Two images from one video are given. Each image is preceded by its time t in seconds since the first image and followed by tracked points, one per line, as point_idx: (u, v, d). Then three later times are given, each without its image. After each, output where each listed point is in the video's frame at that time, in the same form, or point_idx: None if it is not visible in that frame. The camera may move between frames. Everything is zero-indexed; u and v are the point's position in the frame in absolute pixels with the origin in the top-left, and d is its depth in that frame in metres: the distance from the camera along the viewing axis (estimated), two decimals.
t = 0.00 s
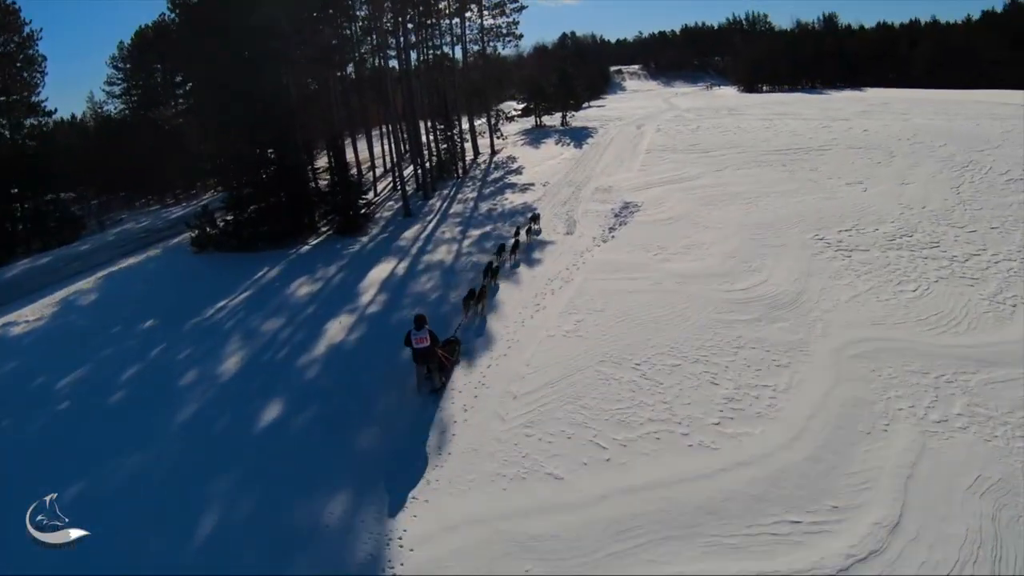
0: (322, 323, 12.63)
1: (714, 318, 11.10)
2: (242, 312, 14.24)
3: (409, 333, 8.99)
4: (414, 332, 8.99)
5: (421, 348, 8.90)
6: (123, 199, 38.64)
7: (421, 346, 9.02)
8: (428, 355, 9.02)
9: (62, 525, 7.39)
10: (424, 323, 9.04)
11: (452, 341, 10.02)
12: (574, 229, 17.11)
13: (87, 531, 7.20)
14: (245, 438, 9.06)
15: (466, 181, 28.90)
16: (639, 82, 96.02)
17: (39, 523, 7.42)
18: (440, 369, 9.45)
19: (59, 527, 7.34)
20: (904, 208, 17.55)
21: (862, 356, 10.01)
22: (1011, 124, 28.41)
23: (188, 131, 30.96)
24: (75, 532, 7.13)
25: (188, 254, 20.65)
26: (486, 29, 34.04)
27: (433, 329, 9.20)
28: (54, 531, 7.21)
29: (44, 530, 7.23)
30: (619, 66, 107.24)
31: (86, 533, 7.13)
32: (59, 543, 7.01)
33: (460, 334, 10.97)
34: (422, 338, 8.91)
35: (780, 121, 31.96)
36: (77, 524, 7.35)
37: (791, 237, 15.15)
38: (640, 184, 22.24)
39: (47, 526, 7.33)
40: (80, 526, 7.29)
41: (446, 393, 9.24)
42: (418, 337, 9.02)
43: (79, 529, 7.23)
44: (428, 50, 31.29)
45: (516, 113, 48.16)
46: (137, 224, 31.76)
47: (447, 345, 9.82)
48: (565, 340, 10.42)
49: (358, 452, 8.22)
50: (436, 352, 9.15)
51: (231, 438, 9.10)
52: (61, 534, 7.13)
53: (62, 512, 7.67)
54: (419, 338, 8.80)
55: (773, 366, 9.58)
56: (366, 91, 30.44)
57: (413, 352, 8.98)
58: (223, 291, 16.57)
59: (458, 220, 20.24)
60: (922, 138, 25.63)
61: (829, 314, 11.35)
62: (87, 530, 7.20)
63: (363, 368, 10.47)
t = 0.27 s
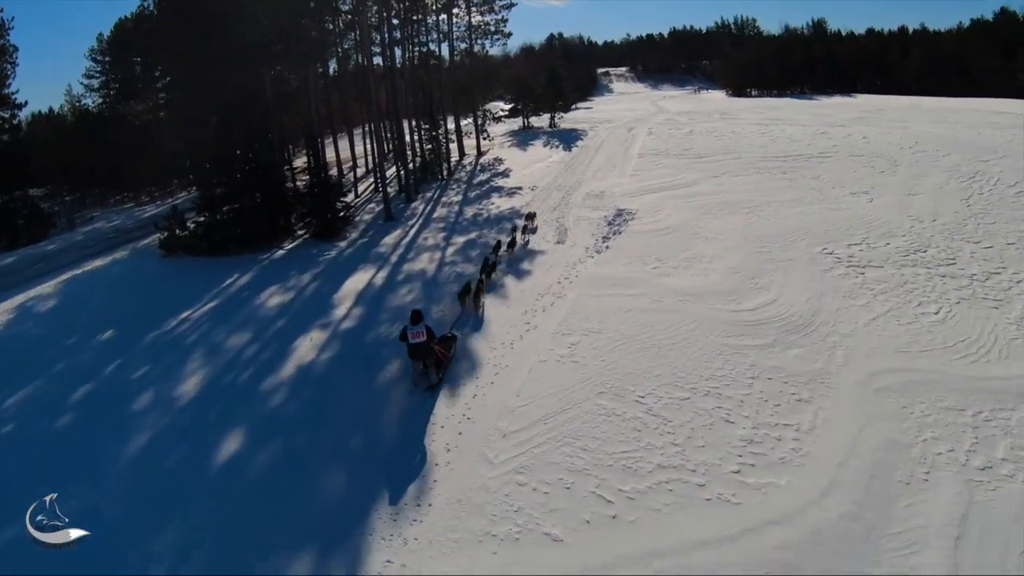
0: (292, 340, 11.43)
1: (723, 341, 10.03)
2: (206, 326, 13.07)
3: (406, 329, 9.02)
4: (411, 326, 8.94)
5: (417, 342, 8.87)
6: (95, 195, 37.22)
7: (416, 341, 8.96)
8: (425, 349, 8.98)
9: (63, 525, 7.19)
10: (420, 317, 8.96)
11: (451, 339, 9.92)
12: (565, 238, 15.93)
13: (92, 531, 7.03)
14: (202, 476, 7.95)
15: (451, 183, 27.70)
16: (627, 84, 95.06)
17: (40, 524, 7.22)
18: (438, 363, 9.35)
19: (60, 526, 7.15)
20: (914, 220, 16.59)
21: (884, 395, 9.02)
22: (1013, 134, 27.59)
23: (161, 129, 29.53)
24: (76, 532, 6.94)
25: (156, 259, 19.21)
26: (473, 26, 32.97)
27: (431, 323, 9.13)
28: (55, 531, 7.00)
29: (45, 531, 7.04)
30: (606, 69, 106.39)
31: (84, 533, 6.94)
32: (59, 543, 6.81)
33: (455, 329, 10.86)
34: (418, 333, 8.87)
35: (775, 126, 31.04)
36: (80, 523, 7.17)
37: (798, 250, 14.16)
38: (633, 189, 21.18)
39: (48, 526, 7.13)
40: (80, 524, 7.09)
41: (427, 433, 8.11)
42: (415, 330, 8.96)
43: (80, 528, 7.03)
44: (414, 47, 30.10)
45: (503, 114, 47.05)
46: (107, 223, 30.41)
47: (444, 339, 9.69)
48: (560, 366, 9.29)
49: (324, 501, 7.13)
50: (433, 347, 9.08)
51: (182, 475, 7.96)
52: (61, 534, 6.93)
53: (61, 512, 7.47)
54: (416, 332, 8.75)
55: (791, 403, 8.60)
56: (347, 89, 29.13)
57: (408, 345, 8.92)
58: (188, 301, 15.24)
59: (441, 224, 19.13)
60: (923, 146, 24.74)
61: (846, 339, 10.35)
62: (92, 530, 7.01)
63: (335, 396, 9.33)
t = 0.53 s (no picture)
0: (265, 366, 10.27)
1: (743, 367, 9.01)
2: (176, 344, 11.97)
3: (411, 323, 8.59)
4: (416, 322, 8.52)
5: (422, 339, 8.46)
6: (70, 197, 35.98)
7: (422, 337, 8.54)
8: (431, 347, 8.57)
9: (63, 524, 6.98)
10: (426, 314, 8.55)
11: (454, 336, 9.57)
12: (562, 246, 14.79)
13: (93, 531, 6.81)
14: (158, 525, 6.85)
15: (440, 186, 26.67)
16: (616, 84, 94.07)
17: (40, 523, 7.00)
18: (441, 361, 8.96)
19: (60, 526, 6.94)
20: (930, 227, 15.69)
21: (926, 437, 8.08)
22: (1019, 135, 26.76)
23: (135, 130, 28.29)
24: (77, 533, 6.73)
25: (126, 268, 17.92)
26: (462, 24, 31.93)
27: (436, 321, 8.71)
28: (55, 531, 6.79)
29: (45, 530, 6.84)
30: (594, 69, 105.57)
31: (87, 533, 6.75)
32: (58, 543, 6.62)
33: (459, 326, 10.55)
34: (424, 329, 8.46)
35: (773, 127, 30.10)
36: (81, 522, 6.96)
37: (814, 260, 13.25)
38: (631, 191, 20.23)
39: (48, 525, 6.92)
40: (82, 527, 6.86)
41: (413, 481, 7.04)
42: (422, 327, 8.55)
43: (81, 529, 6.83)
44: (401, 45, 29.05)
45: (491, 113, 45.99)
46: (81, 227, 29.22)
47: (447, 338, 9.29)
48: (563, 399, 8.23)
49: (297, 558, 6.07)
50: (437, 345, 8.68)
51: (129, 528, 6.80)
52: (63, 534, 6.74)
53: (63, 509, 7.26)
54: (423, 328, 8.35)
55: (827, 440, 7.79)
56: (331, 89, 27.99)
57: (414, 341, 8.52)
58: (155, 315, 13.99)
59: (430, 229, 18.15)
60: (929, 149, 23.85)
61: (877, 367, 9.39)
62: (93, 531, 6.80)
63: (311, 436, 8.20)
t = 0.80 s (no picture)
0: (238, 401, 9.19)
1: (772, 395, 8.20)
2: (142, 372, 10.85)
3: (418, 321, 8.31)
4: (423, 321, 8.22)
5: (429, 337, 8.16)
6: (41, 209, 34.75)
7: (429, 335, 8.25)
8: (438, 346, 8.29)
9: (62, 524, 6.92)
10: (433, 311, 8.27)
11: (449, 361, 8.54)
12: (558, 256, 13.76)
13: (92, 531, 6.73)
14: None
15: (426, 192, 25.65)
16: (601, 84, 93.15)
17: (40, 522, 6.94)
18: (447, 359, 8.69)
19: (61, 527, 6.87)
20: (949, 228, 14.82)
21: (983, 473, 7.15)
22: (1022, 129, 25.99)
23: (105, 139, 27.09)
24: (77, 532, 6.67)
25: (96, 287, 16.77)
26: (445, 23, 30.94)
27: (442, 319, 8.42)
28: (54, 532, 6.72)
29: (45, 530, 6.78)
30: (578, 69, 104.63)
31: (86, 533, 6.68)
32: (57, 543, 6.55)
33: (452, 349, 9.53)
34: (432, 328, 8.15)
35: (769, 125, 29.21)
36: (81, 522, 6.89)
37: (831, 267, 12.35)
38: (627, 194, 19.30)
39: (48, 525, 6.87)
40: (81, 528, 6.77)
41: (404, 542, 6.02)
42: (428, 325, 8.27)
43: (81, 529, 6.75)
44: (382, 46, 28.02)
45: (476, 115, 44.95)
46: (52, 241, 28.03)
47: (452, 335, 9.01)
48: (571, 438, 7.24)
49: None
50: (443, 343, 8.41)
51: None
52: (63, 534, 6.67)
53: (65, 509, 7.19)
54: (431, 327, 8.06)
55: (877, 480, 6.95)
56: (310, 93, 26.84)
57: (421, 339, 8.24)
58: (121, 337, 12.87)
59: (417, 238, 17.17)
60: (934, 144, 22.98)
61: (918, 391, 8.58)
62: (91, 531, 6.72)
63: (291, 481, 7.20)
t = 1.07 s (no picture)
0: (210, 447, 8.13)
1: (810, 426, 7.41)
2: (110, 411, 9.82)
3: (424, 319, 8.21)
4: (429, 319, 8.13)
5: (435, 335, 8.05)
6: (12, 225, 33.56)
7: (434, 333, 8.16)
8: (443, 344, 8.21)
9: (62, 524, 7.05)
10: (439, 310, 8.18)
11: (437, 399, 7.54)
12: (555, 267, 12.83)
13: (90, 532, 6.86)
14: None
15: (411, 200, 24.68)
16: (583, 84, 92.28)
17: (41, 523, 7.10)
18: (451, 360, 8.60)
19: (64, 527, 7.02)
20: (967, 227, 14.00)
21: None
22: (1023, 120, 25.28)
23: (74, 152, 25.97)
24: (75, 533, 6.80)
25: (61, 312, 15.63)
26: (426, 24, 30.01)
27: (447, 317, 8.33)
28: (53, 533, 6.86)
29: (44, 531, 6.93)
30: (560, 69, 103.80)
31: (86, 533, 6.81)
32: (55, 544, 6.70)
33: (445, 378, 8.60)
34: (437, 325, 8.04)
35: (763, 121, 28.41)
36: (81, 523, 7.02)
37: (850, 273, 11.51)
38: (622, 197, 18.43)
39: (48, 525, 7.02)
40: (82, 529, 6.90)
41: None
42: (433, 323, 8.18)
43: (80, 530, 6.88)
44: (361, 49, 27.06)
45: (459, 118, 44.00)
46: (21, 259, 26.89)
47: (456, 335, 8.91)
48: (591, 487, 6.36)
49: None
50: (447, 342, 8.32)
51: None
52: (63, 534, 6.81)
53: (68, 510, 7.32)
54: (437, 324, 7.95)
55: (941, 523, 6.11)
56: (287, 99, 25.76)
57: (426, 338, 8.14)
58: (82, 367, 11.76)
59: (403, 250, 16.25)
60: (935, 138, 22.23)
61: (969, 413, 7.83)
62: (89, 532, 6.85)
63: (274, 537, 6.28)
